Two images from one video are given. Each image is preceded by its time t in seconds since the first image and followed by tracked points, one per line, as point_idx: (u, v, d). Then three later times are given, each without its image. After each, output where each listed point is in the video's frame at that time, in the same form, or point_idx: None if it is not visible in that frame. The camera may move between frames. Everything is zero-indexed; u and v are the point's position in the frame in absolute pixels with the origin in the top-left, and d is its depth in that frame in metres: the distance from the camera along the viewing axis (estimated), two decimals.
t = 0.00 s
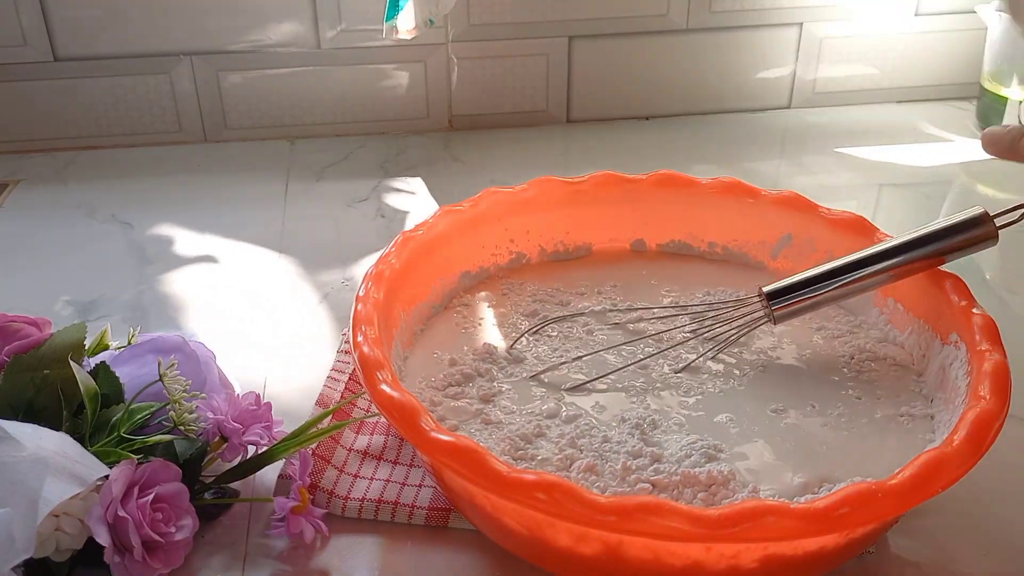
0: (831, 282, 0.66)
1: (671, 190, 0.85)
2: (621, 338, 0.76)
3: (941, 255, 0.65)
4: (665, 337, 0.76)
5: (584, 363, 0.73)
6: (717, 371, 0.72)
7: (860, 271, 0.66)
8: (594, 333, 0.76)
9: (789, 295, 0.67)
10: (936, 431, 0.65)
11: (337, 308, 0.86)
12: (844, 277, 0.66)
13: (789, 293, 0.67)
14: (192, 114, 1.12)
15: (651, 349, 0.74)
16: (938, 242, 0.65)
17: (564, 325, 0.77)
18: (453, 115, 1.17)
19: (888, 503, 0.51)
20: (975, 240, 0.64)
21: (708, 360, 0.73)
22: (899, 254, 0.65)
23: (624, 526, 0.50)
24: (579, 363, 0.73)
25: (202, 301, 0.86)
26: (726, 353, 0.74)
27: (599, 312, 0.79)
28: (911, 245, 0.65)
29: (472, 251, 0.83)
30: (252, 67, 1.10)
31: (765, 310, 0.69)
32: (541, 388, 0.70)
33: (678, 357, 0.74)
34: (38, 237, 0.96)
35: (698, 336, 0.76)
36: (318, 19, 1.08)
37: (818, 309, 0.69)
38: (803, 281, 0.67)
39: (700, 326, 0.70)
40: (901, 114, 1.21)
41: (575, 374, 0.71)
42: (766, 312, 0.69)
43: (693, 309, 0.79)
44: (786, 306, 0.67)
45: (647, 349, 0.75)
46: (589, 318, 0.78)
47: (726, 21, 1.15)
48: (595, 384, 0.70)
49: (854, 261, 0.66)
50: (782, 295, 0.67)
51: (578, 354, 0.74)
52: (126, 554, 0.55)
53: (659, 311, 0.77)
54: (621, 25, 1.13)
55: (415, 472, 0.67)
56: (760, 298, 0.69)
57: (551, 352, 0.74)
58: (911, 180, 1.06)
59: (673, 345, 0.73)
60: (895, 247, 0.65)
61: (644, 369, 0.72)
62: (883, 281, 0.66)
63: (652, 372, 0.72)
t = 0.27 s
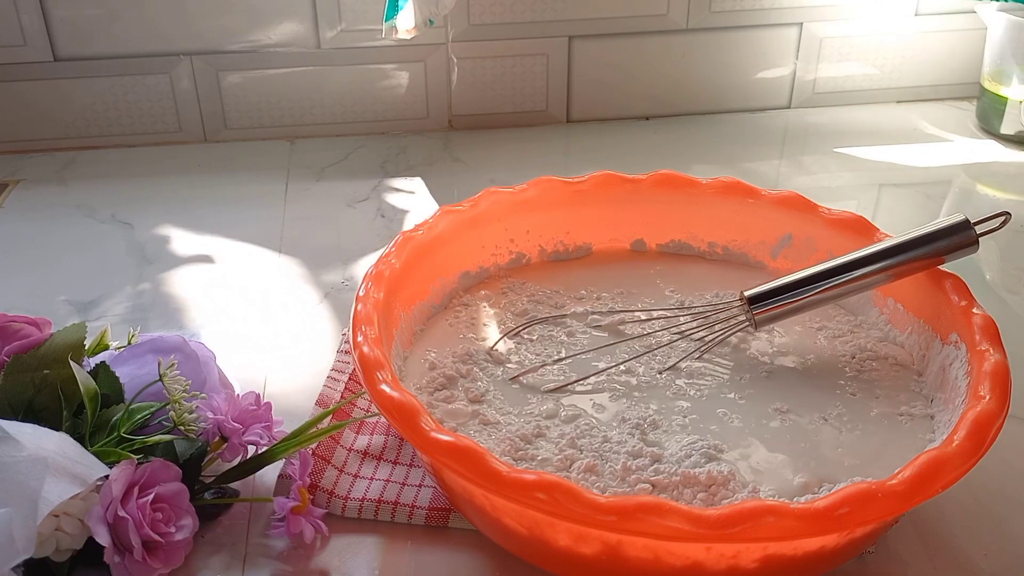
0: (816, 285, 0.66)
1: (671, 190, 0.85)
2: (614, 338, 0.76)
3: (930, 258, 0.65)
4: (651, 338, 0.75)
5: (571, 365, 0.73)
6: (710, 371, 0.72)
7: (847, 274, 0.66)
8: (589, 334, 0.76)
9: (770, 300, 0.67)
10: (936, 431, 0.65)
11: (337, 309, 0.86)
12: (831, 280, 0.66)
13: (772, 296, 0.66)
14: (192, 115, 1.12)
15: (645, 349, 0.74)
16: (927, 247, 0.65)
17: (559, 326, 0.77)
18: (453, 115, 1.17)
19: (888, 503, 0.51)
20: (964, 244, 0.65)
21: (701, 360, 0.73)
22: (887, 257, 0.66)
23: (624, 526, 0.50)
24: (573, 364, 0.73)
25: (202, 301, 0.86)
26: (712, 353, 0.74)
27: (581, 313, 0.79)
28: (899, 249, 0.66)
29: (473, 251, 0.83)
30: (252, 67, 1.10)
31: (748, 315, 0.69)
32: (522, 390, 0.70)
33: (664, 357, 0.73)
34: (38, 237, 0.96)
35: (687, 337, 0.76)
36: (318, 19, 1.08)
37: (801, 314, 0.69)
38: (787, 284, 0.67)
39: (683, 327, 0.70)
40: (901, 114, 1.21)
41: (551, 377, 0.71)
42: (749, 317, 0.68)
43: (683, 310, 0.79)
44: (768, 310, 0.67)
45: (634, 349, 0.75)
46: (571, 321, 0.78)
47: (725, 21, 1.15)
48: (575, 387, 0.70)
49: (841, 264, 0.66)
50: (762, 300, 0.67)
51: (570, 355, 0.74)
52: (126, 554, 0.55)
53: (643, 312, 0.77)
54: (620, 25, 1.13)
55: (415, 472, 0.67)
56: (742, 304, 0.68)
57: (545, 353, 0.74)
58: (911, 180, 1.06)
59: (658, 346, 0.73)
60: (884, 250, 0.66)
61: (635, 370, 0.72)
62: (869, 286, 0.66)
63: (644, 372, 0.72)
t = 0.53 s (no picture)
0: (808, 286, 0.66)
1: (671, 190, 0.85)
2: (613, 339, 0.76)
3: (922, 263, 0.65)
4: (643, 337, 0.75)
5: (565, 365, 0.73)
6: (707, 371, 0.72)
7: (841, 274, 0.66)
8: (587, 334, 0.76)
9: (763, 301, 0.67)
10: (936, 431, 0.65)
11: (337, 309, 0.86)
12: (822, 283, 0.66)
13: (765, 298, 0.66)
14: (192, 114, 1.12)
15: (641, 350, 0.74)
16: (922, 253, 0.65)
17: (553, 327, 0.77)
18: (453, 115, 1.17)
19: (888, 503, 0.51)
20: (961, 248, 0.65)
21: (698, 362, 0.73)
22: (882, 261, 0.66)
23: (624, 526, 0.50)
24: (571, 365, 0.73)
25: (201, 300, 0.86)
26: (704, 354, 0.74)
27: (575, 314, 0.79)
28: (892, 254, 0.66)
29: (473, 251, 0.83)
30: (252, 67, 1.10)
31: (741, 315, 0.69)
32: (514, 391, 0.70)
33: (656, 357, 0.74)
34: (38, 237, 0.96)
35: (683, 337, 0.76)
36: (318, 19, 1.08)
37: (794, 315, 0.69)
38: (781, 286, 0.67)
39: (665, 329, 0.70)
40: (901, 114, 1.21)
41: (539, 378, 0.71)
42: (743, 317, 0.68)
43: (678, 312, 0.79)
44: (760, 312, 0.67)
45: (626, 350, 0.75)
46: (561, 321, 0.78)
47: (725, 21, 1.15)
48: (565, 387, 0.70)
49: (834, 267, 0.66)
50: (755, 302, 0.67)
51: (564, 356, 0.73)
52: (126, 554, 0.55)
53: (634, 313, 0.77)
54: (620, 25, 1.13)
55: (415, 472, 0.67)
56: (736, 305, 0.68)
57: (542, 354, 0.74)
58: (911, 180, 1.06)
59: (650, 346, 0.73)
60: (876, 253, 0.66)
61: (632, 371, 0.72)
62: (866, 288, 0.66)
63: (641, 373, 0.72)
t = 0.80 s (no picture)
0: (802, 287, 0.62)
1: (670, 190, 0.85)
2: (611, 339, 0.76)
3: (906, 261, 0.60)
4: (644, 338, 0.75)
5: (563, 366, 0.73)
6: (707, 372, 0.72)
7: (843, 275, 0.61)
8: (586, 335, 0.76)
9: (757, 302, 0.63)
10: (937, 431, 0.65)
11: (337, 309, 0.86)
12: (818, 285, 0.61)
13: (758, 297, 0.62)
14: (192, 114, 1.12)
15: (640, 351, 0.74)
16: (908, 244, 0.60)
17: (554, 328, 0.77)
18: (453, 115, 1.17)
19: (888, 504, 0.51)
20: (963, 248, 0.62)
21: (697, 362, 0.73)
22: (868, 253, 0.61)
23: (624, 526, 0.50)
24: (569, 365, 0.73)
25: (201, 300, 0.86)
26: (702, 354, 0.74)
27: (575, 315, 0.79)
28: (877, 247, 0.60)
29: (472, 251, 0.83)
30: (252, 67, 1.10)
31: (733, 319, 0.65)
32: (511, 391, 0.70)
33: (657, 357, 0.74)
34: (38, 237, 0.96)
35: (682, 338, 0.76)
36: (318, 19, 1.08)
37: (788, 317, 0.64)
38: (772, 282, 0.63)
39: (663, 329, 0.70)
40: (901, 114, 1.21)
41: (538, 379, 0.71)
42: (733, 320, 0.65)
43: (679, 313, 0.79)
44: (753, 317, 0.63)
45: (624, 352, 0.75)
46: (562, 321, 0.78)
47: (725, 21, 1.15)
48: (561, 388, 0.70)
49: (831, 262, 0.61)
50: (748, 302, 0.63)
51: (562, 356, 0.73)
52: (126, 554, 0.55)
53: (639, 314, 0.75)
54: (621, 24, 1.13)
55: (414, 472, 0.67)
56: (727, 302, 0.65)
57: (540, 355, 0.74)
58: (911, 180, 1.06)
59: (647, 346, 0.73)
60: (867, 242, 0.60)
61: (631, 371, 0.72)
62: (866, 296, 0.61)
63: (639, 373, 0.72)
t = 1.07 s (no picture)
0: (873, 235, 0.55)
1: (670, 190, 0.85)
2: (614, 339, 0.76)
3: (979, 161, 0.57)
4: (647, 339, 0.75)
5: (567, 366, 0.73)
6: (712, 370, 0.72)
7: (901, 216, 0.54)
8: (591, 336, 0.76)
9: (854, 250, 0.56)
10: (937, 431, 0.65)
11: (337, 309, 0.86)
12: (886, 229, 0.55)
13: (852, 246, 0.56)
14: (192, 114, 1.12)
15: (643, 351, 0.74)
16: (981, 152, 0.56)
17: (561, 333, 0.77)
18: (453, 115, 1.17)
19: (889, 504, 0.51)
20: None
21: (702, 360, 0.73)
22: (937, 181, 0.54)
23: (624, 526, 0.50)
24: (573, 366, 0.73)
25: (201, 300, 0.86)
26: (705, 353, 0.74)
27: (575, 316, 0.79)
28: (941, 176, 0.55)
29: (472, 251, 0.83)
30: (252, 67, 1.10)
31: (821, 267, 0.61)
32: (517, 394, 0.70)
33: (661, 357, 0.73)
34: (38, 237, 0.96)
35: (687, 339, 0.76)
36: (318, 20, 1.08)
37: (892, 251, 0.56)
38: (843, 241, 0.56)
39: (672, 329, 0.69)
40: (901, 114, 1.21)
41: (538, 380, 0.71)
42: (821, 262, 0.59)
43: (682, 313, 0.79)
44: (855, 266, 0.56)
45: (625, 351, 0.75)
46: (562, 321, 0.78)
47: (725, 21, 1.15)
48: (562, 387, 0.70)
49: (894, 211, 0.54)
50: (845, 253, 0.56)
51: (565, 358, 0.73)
52: (126, 554, 0.55)
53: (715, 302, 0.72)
54: (620, 25, 1.13)
55: (414, 472, 0.67)
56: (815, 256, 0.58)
57: (544, 356, 0.74)
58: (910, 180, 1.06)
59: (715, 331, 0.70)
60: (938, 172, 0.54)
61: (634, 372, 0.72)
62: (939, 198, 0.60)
63: (642, 373, 0.72)
